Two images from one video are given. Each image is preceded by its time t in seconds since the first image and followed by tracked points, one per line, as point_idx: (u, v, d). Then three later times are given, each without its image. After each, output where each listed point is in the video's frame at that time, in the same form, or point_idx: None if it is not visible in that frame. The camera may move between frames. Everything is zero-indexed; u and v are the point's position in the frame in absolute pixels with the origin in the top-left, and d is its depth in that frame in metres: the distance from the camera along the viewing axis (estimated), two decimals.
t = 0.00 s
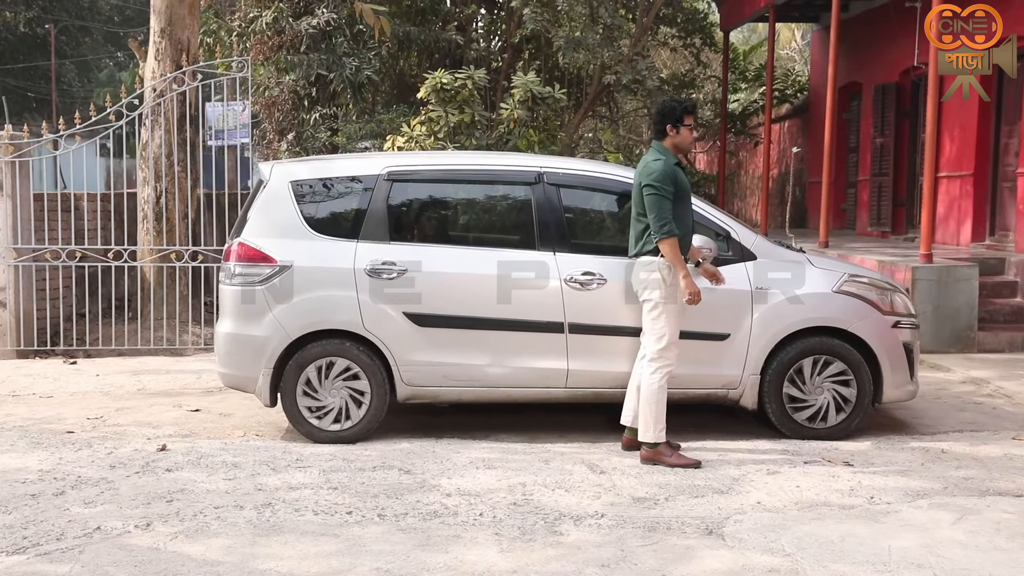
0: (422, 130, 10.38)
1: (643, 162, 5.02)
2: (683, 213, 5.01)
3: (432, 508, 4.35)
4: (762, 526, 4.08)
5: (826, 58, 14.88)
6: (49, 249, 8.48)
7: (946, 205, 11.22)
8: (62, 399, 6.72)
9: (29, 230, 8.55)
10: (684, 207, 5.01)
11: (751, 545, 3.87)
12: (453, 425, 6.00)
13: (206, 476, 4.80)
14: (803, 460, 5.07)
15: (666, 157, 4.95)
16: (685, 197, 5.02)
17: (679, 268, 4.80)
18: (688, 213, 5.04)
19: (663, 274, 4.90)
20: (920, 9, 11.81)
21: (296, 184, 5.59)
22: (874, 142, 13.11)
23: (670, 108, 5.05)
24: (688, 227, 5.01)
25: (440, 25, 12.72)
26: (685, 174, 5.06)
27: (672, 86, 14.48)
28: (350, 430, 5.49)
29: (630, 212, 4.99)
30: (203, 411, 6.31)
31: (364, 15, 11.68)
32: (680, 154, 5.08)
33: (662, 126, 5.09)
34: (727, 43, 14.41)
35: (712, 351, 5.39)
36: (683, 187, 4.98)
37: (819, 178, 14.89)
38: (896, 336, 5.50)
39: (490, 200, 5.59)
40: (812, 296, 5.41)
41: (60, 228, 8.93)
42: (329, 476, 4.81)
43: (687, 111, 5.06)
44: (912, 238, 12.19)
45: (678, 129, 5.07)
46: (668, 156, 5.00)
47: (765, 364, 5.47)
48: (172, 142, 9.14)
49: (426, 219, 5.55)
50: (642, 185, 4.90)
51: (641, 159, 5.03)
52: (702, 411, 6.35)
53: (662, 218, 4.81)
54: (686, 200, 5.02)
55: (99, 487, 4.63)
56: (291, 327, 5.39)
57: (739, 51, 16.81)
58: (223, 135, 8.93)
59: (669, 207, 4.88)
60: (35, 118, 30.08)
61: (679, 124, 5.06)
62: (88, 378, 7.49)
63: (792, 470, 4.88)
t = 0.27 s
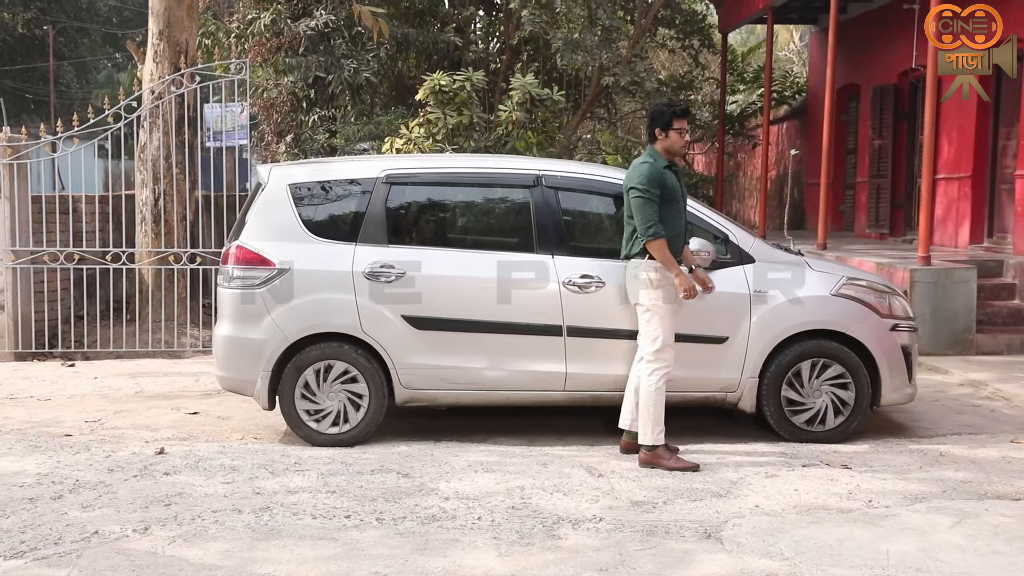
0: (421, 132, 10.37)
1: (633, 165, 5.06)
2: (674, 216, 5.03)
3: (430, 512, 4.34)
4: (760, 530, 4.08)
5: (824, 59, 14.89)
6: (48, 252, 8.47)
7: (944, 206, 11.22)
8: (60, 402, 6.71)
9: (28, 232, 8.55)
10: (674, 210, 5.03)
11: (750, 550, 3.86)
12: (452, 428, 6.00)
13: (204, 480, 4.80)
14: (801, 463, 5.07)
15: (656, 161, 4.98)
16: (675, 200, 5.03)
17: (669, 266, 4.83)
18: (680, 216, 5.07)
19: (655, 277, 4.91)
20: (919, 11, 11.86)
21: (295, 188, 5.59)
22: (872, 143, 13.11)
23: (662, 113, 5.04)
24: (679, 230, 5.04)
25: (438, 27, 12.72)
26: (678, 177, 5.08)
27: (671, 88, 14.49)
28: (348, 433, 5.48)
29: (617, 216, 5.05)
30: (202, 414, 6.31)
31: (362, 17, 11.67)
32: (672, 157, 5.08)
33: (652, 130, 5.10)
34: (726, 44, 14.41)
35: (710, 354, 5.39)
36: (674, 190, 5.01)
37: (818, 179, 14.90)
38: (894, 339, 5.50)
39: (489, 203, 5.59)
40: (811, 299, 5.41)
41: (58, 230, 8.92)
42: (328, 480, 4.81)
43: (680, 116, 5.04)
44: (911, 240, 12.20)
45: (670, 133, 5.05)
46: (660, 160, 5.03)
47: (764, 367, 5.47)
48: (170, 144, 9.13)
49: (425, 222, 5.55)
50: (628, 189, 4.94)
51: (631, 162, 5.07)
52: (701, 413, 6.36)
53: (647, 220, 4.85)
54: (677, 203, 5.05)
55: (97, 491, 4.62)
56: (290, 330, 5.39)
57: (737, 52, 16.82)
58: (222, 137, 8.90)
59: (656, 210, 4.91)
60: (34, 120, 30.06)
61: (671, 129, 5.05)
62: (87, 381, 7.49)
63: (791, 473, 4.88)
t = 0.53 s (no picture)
0: (418, 132, 10.37)
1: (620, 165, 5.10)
2: (649, 217, 5.01)
3: (427, 515, 4.33)
4: (758, 533, 4.08)
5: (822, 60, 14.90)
6: (44, 253, 8.45)
7: (941, 207, 11.22)
8: (57, 404, 6.70)
9: (24, 233, 8.53)
10: (653, 212, 5.01)
11: (748, 553, 3.86)
12: (449, 430, 5.99)
13: (201, 483, 4.78)
14: (799, 465, 5.07)
15: (637, 163, 4.99)
16: (656, 201, 5.01)
17: (630, 266, 4.84)
18: (658, 217, 5.03)
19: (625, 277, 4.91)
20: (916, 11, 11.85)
21: (292, 189, 5.58)
22: (870, 144, 13.11)
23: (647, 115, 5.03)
24: (655, 232, 5.01)
25: (436, 28, 12.72)
26: (662, 181, 5.05)
27: (668, 88, 14.49)
28: (345, 436, 5.47)
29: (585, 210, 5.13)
30: (199, 416, 6.30)
31: (359, 17, 11.65)
32: (661, 159, 5.04)
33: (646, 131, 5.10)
34: (723, 44, 14.41)
35: (707, 356, 5.39)
36: (651, 191, 5.00)
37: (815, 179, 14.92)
38: (892, 341, 5.51)
39: (486, 206, 5.58)
40: (808, 301, 5.41)
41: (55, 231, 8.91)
42: (325, 482, 4.80)
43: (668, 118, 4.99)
44: (908, 241, 12.21)
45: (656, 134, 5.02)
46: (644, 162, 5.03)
47: (761, 369, 5.47)
48: (167, 145, 9.12)
49: (422, 223, 5.54)
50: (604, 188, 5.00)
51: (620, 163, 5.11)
52: (698, 415, 6.35)
53: (611, 218, 4.89)
54: (656, 205, 5.02)
55: (94, 494, 4.61)
56: (287, 332, 5.38)
57: (735, 52, 16.82)
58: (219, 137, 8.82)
59: (626, 210, 4.92)
60: (30, 120, 30.02)
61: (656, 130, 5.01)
62: (84, 382, 7.48)
63: (789, 475, 4.88)
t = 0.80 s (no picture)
0: (414, 133, 10.36)
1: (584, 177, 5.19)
2: (604, 223, 5.03)
3: (422, 517, 4.32)
4: (753, 535, 4.07)
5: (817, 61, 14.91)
6: (38, 253, 8.42)
7: (936, 208, 11.23)
8: (51, 405, 6.68)
9: (18, 233, 8.50)
10: (608, 218, 5.03)
11: (743, 556, 3.86)
12: (445, 432, 5.99)
13: (196, 485, 4.76)
14: (794, 467, 5.07)
15: (585, 171, 5.08)
16: (609, 207, 5.02)
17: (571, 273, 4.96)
18: (612, 221, 5.03)
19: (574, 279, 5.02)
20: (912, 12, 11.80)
21: (287, 191, 5.57)
22: (865, 145, 13.13)
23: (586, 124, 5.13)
24: (608, 235, 5.01)
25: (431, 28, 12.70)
26: (614, 183, 5.04)
27: (664, 89, 14.49)
28: (340, 437, 5.46)
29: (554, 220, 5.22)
30: (194, 418, 6.28)
31: (355, 17, 11.63)
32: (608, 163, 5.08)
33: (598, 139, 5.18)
34: (718, 45, 14.41)
35: (701, 358, 5.39)
36: (597, 195, 5.03)
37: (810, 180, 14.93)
38: (887, 343, 5.51)
39: (481, 207, 5.57)
40: (804, 303, 5.41)
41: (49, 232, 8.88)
42: (319, 485, 4.78)
43: (599, 122, 5.04)
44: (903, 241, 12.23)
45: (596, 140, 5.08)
46: (595, 169, 5.09)
47: (757, 370, 5.46)
48: (162, 146, 9.10)
49: (417, 224, 5.53)
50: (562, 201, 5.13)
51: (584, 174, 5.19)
52: (694, 417, 6.35)
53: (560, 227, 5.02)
54: (606, 208, 5.03)
55: (88, 497, 4.59)
56: (282, 334, 5.36)
57: (730, 53, 16.83)
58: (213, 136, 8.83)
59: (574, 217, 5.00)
60: (24, 120, 29.94)
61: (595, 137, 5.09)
62: (78, 383, 7.46)
63: (784, 477, 4.88)
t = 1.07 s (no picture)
0: (410, 134, 10.35)
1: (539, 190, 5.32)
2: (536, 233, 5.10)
3: (420, 519, 4.31)
4: (751, 537, 4.07)
5: (813, 62, 14.94)
6: (35, 255, 8.40)
7: (933, 209, 11.26)
8: (47, 407, 6.66)
9: (14, 234, 8.48)
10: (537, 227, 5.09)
11: (741, 557, 3.86)
12: (441, 434, 5.98)
13: (192, 487, 4.75)
14: (791, 468, 5.07)
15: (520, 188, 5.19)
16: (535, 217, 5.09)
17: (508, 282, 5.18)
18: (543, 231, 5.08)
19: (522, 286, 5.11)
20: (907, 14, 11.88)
21: (283, 192, 5.57)
22: (861, 146, 13.14)
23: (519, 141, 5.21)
24: (543, 248, 5.06)
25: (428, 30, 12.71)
26: (541, 195, 5.08)
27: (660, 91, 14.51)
28: (338, 439, 5.45)
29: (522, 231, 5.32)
30: (190, 420, 6.26)
31: (352, 18, 11.63)
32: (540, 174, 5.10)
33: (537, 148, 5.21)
34: (715, 47, 14.42)
35: (697, 360, 5.39)
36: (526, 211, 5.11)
37: (806, 181, 14.95)
38: (884, 344, 5.52)
39: (478, 208, 5.57)
40: (800, 304, 5.42)
41: (45, 233, 8.86)
42: (317, 487, 4.78)
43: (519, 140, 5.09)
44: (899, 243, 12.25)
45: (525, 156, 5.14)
46: (531, 184, 5.17)
47: (753, 372, 5.47)
48: (158, 147, 9.09)
49: (414, 226, 5.53)
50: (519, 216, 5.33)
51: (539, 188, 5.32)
52: (690, 419, 6.35)
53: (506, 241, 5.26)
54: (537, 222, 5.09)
55: (84, 499, 4.57)
56: (278, 336, 5.36)
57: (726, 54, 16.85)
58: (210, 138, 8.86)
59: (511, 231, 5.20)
60: (21, 122, 29.89)
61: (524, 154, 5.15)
62: (74, 385, 7.44)
63: (781, 479, 4.88)
